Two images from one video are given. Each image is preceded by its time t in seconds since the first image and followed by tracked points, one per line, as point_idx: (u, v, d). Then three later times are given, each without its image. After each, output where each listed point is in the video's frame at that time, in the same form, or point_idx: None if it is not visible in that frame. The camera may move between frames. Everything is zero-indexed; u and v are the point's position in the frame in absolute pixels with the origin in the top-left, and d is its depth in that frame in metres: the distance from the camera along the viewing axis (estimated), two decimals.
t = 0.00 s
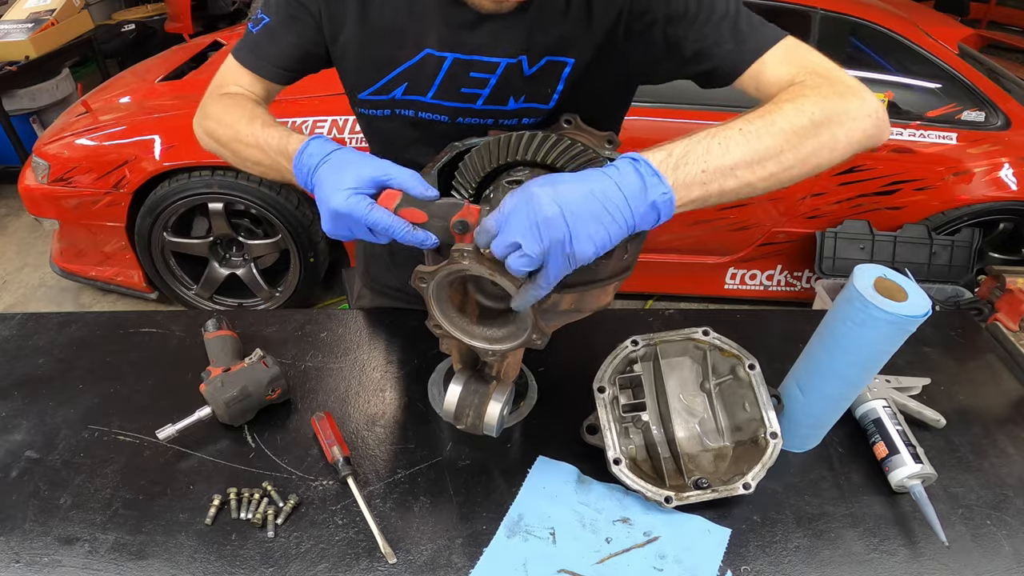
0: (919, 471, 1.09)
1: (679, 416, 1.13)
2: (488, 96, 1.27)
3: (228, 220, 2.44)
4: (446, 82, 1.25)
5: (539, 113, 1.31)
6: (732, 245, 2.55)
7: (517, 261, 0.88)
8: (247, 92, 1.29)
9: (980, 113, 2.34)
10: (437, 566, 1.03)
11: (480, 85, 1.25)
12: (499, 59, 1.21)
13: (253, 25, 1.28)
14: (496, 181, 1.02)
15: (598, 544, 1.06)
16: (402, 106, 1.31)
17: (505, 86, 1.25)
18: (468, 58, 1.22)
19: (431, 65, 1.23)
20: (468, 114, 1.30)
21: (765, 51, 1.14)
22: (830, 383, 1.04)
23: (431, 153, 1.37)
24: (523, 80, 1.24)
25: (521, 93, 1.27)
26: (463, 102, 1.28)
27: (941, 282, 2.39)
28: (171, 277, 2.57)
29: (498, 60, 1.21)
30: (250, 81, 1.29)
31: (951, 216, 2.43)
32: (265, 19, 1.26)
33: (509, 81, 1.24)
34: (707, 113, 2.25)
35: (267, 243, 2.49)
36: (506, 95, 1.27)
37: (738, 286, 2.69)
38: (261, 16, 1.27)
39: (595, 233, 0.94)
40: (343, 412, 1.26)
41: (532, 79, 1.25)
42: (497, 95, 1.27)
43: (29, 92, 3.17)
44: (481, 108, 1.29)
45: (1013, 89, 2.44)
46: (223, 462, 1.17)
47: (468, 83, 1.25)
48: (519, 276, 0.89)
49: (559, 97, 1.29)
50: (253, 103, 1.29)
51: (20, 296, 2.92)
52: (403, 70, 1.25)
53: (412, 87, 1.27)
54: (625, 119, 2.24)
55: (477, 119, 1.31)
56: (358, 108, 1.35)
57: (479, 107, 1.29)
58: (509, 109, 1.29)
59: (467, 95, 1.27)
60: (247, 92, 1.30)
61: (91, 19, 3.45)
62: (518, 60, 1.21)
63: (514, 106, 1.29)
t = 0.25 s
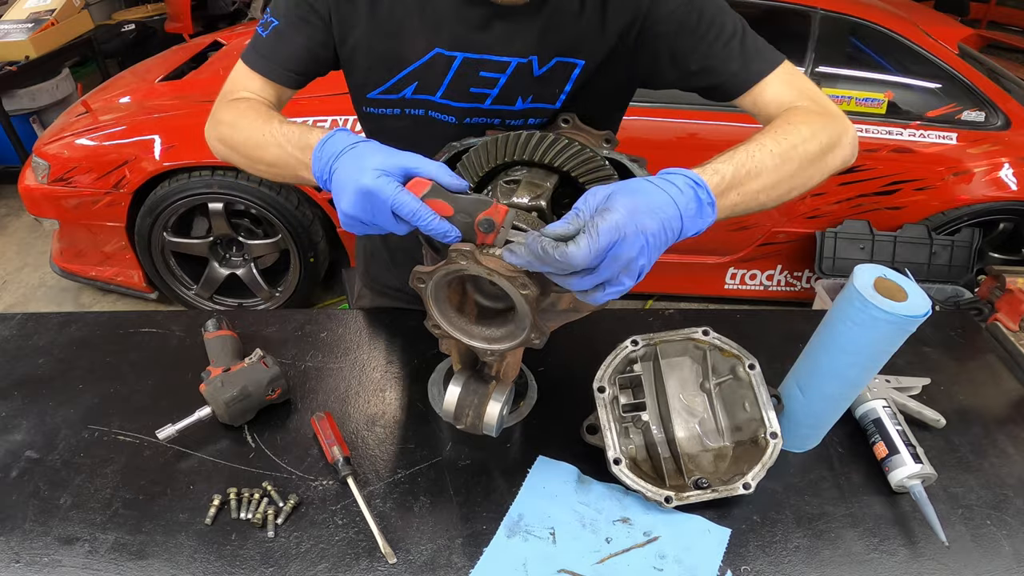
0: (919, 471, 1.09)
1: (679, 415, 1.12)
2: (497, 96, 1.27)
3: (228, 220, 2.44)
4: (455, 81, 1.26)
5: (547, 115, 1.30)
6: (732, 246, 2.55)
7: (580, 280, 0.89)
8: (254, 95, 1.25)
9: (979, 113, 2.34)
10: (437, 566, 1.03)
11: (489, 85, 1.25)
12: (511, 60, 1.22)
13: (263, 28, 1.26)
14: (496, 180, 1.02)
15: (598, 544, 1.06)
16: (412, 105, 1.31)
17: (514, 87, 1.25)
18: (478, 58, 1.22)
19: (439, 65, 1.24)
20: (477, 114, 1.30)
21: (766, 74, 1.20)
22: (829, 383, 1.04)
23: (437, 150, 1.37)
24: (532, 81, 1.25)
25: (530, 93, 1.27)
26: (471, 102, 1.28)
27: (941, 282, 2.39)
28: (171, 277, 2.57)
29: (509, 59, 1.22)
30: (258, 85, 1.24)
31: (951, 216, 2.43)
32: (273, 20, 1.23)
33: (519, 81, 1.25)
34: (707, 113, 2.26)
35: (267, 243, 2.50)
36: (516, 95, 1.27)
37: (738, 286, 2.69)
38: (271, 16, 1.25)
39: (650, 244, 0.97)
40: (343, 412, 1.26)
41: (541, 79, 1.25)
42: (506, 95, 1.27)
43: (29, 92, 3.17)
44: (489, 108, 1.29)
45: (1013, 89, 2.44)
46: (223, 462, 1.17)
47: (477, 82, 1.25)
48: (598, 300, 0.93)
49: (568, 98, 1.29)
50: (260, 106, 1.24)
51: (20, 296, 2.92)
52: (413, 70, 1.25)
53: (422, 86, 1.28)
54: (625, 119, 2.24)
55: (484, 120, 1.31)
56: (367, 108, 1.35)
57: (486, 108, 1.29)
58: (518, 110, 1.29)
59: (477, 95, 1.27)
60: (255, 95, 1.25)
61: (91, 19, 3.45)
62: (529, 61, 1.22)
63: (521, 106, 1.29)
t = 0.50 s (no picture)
0: (919, 471, 1.09)
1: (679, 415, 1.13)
2: (494, 95, 1.27)
3: (228, 220, 2.44)
4: (451, 82, 1.26)
5: (543, 108, 1.32)
6: (732, 246, 2.55)
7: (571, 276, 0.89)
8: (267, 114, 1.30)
9: (979, 113, 2.34)
10: (437, 566, 1.03)
11: (485, 84, 1.26)
12: (505, 57, 1.22)
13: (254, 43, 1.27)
14: (495, 180, 1.02)
15: (598, 544, 1.06)
16: (412, 109, 1.31)
17: (509, 84, 1.26)
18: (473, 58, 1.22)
19: (434, 67, 1.24)
20: (476, 116, 1.31)
21: (765, 38, 1.18)
22: (829, 383, 1.04)
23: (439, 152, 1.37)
24: (527, 76, 1.25)
25: (526, 88, 1.27)
26: (470, 103, 1.29)
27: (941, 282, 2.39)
28: (171, 277, 2.57)
29: (503, 56, 1.22)
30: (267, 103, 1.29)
31: (951, 216, 2.43)
32: (266, 37, 1.24)
33: (514, 78, 1.25)
34: (706, 114, 2.26)
35: (267, 243, 2.50)
36: (512, 91, 1.27)
37: (738, 286, 2.69)
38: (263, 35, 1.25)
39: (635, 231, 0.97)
40: (343, 412, 1.26)
41: (535, 74, 1.25)
42: (503, 93, 1.28)
43: (29, 92, 3.17)
44: (488, 108, 1.30)
45: (1013, 89, 2.44)
46: (223, 462, 1.17)
47: (473, 83, 1.26)
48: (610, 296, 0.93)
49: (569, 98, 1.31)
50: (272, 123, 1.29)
51: (20, 296, 2.92)
52: (408, 74, 1.25)
53: (420, 91, 1.27)
54: (625, 119, 2.24)
55: (485, 120, 1.32)
56: (369, 114, 1.34)
57: (486, 107, 1.29)
58: (515, 106, 1.30)
59: (473, 95, 1.28)
60: (268, 114, 1.30)
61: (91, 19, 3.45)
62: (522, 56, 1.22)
63: (519, 103, 1.30)
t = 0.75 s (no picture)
0: (919, 471, 1.09)
1: (681, 415, 1.11)
2: (499, 98, 1.27)
3: (228, 220, 2.44)
4: (460, 81, 1.26)
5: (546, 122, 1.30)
6: (732, 246, 2.55)
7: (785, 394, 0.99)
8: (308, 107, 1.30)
9: (979, 113, 2.35)
10: (437, 566, 1.03)
11: (492, 87, 1.26)
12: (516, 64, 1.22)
13: (287, 34, 1.26)
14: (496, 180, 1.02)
15: (599, 544, 1.06)
16: (421, 103, 1.32)
17: (516, 90, 1.25)
18: (484, 58, 1.23)
19: (448, 63, 1.24)
20: (478, 117, 1.30)
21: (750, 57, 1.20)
22: (829, 383, 1.04)
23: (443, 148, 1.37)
24: (536, 87, 1.25)
25: (532, 98, 1.27)
26: (474, 104, 1.28)
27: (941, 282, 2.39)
28: (171, 276, 2.57)
29: (514, 64, 1.22)
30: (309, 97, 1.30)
31: (951, 216, 2.43)
32: (301, 28, 1.24)
33: (521, 86, 1.25)
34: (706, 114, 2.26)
35: (267, 243, 2.50)
36: (518, 99, 1.27)
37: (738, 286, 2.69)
38: (297, 24, 1.24)
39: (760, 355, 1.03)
40: (343, 412, 1.26)
41: (545, 85, 1.25)
42: (508, 100, 1.27)
43: (29, 92, 3.17)
44: (492, 110, 1.29)
45: (1013, 89, 2.44)
46: (223, 462, 1.17)
47: (481, 84, 1.26)
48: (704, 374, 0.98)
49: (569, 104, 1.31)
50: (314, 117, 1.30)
51: (20, 296, 2.92)
52: (417, 70, 1.26)
53: (430, 85, 1.28)
54: (625, 119, 2.24)
55: (486, 123, 1.31)
56: (377, 106, 1.35)
57: (489, 110, 1.29)
58: (519, 115, 1.29)
59: (479, 96, 1.27)
60: (308, 107, 1.31)
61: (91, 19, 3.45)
62: (534, 66, 1.22)
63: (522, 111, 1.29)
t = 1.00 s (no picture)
0: (919, 471, 1.09)
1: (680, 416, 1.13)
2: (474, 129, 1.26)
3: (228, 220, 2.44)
4: (428, 129, 1.24)
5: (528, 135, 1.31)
6: (732, 246, 2.55)
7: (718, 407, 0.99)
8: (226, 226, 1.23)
9: (979, 113, 2.35)
10: (437, 566, 1.02)
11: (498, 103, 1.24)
12: (476, 94, 1.19)
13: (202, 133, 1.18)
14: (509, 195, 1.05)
15: (598, 544, 1.06)
16: (394, 163, 1.31)
17: (487, 116, 1.24)
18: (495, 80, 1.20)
19: (405, 121, 1.22)
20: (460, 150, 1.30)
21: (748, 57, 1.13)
22: (829, 383, 1.04)
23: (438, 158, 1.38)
24: (506, 104, 1.24)
25: (507, 115, 1.26)
26: (452, 141, 1.28)
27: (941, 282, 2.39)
28: (171, 276, 2.57)
29: (475, 95, 1.20)
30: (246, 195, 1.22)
31: (951, 216, 2.43)
32: (216, 128, 1.15)
33: (490, 108, 1.23)
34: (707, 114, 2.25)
35: (267, 243, 2.50)
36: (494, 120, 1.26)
37: (738, 286, 2.69)
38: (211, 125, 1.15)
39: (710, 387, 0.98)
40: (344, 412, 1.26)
41: (514, 101, 1.24)
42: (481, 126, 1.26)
43: (29, 92, 3.17)
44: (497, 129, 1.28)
45: (1013, 89, 2.44)
46: (223, 462, 1.17)
47: (449, 122, 1.24)
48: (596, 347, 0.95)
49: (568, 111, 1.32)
50: (236, 238, 1.24)
51: (20, 296, 2.92)
52: (375, 136, 1.24)
53: (395, 147, 1.27)
54: (625, 119, 2.24)
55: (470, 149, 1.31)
56: (347, 176, 1.33)
57: (468, 142, 1.28)
58: (497, 133, 1.29)
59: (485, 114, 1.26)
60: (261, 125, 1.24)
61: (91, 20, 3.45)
62: (544, 79, 1.22)
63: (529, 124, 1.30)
